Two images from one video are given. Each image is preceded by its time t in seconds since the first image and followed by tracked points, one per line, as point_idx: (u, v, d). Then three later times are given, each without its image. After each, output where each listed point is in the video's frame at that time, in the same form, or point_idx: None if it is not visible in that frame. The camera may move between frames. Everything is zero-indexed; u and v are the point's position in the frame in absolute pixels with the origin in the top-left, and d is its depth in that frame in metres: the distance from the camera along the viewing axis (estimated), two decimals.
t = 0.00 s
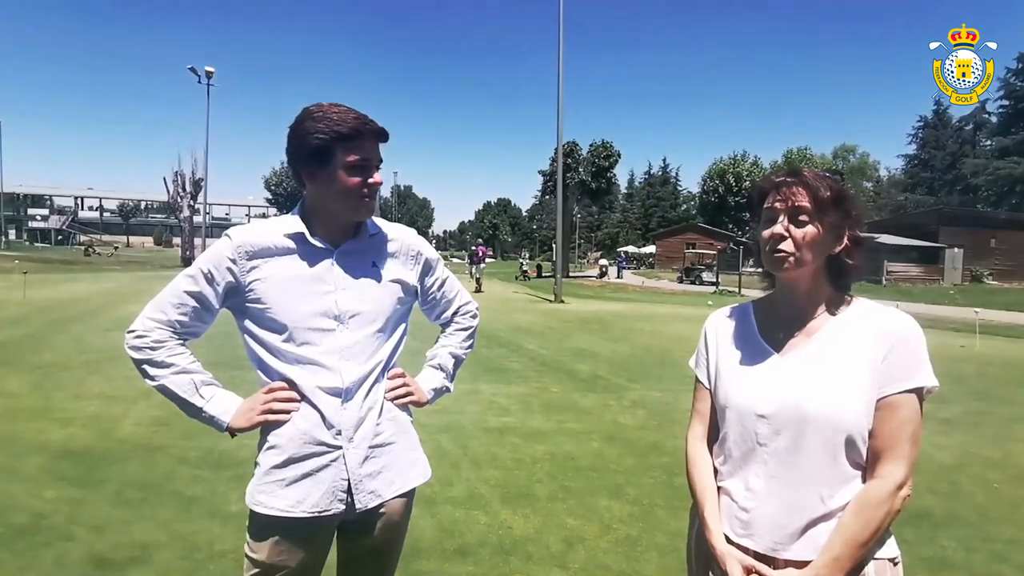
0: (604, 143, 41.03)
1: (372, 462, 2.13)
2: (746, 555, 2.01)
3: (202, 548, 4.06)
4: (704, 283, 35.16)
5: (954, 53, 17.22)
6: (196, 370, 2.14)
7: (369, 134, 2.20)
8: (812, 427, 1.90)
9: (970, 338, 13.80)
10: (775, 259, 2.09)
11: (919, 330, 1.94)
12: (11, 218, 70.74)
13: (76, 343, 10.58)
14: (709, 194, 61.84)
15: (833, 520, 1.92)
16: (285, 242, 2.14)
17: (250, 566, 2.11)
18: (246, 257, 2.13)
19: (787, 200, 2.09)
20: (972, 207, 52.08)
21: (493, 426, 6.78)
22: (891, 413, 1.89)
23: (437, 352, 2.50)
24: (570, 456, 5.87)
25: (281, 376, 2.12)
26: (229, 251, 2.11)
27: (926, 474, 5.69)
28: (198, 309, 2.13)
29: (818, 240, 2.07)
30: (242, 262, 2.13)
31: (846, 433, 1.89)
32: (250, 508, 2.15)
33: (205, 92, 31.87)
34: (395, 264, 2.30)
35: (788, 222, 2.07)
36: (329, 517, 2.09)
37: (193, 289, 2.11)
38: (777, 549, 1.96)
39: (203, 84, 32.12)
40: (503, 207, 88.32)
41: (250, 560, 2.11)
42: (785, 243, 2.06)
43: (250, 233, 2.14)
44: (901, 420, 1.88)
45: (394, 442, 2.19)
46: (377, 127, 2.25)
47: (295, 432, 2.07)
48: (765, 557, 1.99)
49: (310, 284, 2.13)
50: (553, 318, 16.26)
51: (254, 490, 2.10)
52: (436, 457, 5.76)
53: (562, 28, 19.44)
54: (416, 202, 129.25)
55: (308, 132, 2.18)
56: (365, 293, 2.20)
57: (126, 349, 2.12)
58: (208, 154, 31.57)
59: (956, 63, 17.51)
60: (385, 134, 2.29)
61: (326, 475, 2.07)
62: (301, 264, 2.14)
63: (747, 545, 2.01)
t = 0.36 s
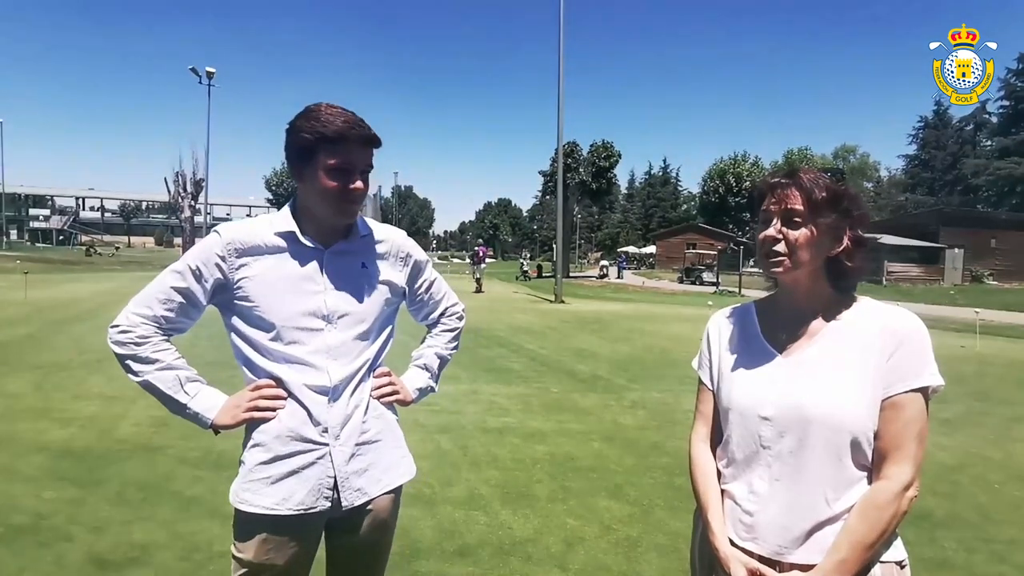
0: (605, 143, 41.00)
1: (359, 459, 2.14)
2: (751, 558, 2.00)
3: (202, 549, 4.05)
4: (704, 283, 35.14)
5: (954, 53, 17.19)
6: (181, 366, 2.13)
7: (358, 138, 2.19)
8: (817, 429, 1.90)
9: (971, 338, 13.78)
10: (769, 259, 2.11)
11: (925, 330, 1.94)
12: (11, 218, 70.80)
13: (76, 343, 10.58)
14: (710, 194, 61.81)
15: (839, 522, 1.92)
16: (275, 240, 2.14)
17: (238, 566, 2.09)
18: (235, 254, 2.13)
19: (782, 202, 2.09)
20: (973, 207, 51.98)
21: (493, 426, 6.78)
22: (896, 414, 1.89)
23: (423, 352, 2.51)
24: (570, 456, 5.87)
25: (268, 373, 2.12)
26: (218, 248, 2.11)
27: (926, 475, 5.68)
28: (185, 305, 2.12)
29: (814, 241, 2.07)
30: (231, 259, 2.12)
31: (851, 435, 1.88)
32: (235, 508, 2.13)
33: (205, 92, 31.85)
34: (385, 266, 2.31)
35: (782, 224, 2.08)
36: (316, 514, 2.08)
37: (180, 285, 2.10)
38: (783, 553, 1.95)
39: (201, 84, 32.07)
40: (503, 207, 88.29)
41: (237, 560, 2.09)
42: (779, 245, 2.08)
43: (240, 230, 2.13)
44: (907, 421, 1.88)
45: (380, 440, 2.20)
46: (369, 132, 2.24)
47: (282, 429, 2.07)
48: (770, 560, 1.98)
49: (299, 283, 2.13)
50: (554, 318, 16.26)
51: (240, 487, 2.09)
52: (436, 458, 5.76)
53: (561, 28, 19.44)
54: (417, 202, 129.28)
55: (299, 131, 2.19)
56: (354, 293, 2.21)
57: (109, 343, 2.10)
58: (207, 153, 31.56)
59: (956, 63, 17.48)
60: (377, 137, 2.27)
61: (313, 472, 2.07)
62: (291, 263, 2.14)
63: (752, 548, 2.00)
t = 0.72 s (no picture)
0: (605, 143, 40.93)
1: (308, 461, 2.09)
2: (755, 563, 1.98)
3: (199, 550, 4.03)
4: (706, 283, 35.09)
5: (955, 53, 17.16)
6: (130, 360, 2.12)
7: (329, 137, 2.19)
8: (820, 431, 1.87)
9: (974, 339, 13.73)
10: (776, 260, 2.07)
11: (930, 330, 1.91)
12: (13, 219, 70.95)
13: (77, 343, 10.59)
14: (711, 194, 61.74)
15: (843, 527, 1.89)
16: (233, 237, 2.13)
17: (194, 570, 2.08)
18: (190, 249, 2.12)
19: (787, 200, 2.07)
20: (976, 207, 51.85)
21: (493, 427, 6.77)
22: (899, 414, 1.86)
23: (384, 355, 2.47)
24: (571, 457, 5.85)
25: (218, 370, 2.10)
26: (173, 242, 2.10)
27: (929, 476, 5.65)
28: (137, 298, 2.10)
29: (820, 240, 2.04)
30: (186, 254, 2.12)
31: (855, 437, 1.86)
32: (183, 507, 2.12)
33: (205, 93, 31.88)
34: (349, 268, 2.29)
35: (788, 223, 2.05)
36: (262, 516, 2.06)
37: (133, 278, 2.08)
38: (790, 559, 1.93)
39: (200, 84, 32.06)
40: (504, 207, 88.31)
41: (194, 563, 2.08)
42: (786, 245, 2.04)
43: (198, 225, 2.13)
44: (911, 422, 1.85)
45: (333, 442, 2.15)
46: (338, 130, 2.24)
47: (228, 427, 2.05)
48: (774, 565, 1.95)
49: (256, 281, 2.11)
50: (555, 318, 16.25)
51: (184, 486, 2.08)
52: (435, 458, 5.74)
53: (561, 29, 19.46)
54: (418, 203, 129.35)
55: (266, 131, 2.16)
56: (313, 293, 2.18)
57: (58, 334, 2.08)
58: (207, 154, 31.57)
59: (956, 63, 17.45)
60: (346, 137, 2.28)
61: (259, 473, 2.04)
62: (249, 261, 2.13)
63: (756, 554, 1.98)
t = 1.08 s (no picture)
0: (606, 143, 40.90)
1: (254, 467, 2.08)
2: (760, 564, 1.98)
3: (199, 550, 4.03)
4: (707, 283, 35.12)
5: (955, 53, 17.15)
6: (80, 357, 2.11)
7: (281, 131, 2.18)
8: (821, 430, 1.87)
9: (975, 339, 13.73)
10: (791, 272, 2.01)
11: (931, 324, 1.89)
12: (14, 219, 71.09)
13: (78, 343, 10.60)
14: (712, 194, 61.71)
15: (847, 526, 1.89)
16: (186, 235, 2.13)
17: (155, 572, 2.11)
18: (143, 246, 2.12)
19: (803, 215, 1.99)
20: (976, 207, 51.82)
21: (492, 426, 6.78)
22: (901, 409, 1.85)
23: (349, 360, 2.40)
24: (570, 457, 5.85)
25: (168, 370, 2.11)
26: (126, 239, 2.11)
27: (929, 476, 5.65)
28: (90, 295, 2.11)
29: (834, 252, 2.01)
30: (139, 251, 2.12)
31: (858, 435, 1.85)
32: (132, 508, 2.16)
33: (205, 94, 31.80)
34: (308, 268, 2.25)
35: (806, 240, 1.99)
36: (203, 521, 2.06)
37: (86, 274, 2.08)
38: (796, 559, 1.93)
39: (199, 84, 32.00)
40: (504, 207, 88.25)
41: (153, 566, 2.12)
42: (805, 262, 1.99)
43: (151, 222, 2.13)
44: (914, 418, 1.84)
45: (282, 448, 2.12)
46: (292, 124, 2.23)
47: (172, 429, 2.06)
48: (778, 565, 1.96)
49: (207, 280, 2.11)
50: (556, 318, 16.26)
51: (127, 489, 2.11)
52: (434, 458, 5.75)
53: (561, 28, 19.43)
54: (419, 203, 129.38)
55: (218, 126, 2.15)
56: (268, 293, 2.16)
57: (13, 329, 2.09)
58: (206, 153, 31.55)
59: (956, 63, 17.43)
60: (301, 131, 2.26)
61: (201, 478, 2.04)
62: (203, 258, 2.13)
63: (760, 554, 1.98)
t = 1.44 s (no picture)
0: (606, 143, 40.89)
1: (226, 470, 2.08)
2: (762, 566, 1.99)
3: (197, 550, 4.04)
4: (707, 283, 35.16)
5: (954, 53, 17.14)
6: (61, 359, 2.14)
7: (244, 136, 2.14)
8: (823, 433, 1.87)
9: (974, 338, 13.76)
10: (792, 274, 2.01)
11: (933, 326, 1.88)
12: (14, 219, 71.11)
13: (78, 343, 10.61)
14: (712, 194, 61.71)
15: (852, 529, 1.89)
16: (161, 236, 2.15)
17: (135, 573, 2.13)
18: (120, 249, 2.15)
19: (801, 216, 1.98)
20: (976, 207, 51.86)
21: (491, 426, 6.78)
22: (907, 415, 1.85)
23: (333, 362, 2.36)
24: (570, 457, 5.85)
25: (144, 373, 2.14)
26: (104, 242, 2.14)
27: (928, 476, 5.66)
28: (71, 297, 2.14)
29: (834, 254, 2.00)
30: (116, 253, 2.15)
31: (861, 440, 1.85)
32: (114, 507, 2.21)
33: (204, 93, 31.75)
34: (286, 268, 2.23)
35: (804, 242, 1.98)
36: (176, 524, 2.07)
37: (67, 277, 2.12)
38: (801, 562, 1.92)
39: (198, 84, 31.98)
40: (504, 208, 88.24)
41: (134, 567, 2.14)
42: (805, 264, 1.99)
43: (128, 224, 2.15)
44: (921, 422, 1.84)
45: (256, 451, 2.12)
46: (256, 128, 2.19)
47: (145, 431, 2.08)
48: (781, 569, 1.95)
49: (181, 281, 2.13)
50: (556, 317, 16.28)
51: (103, 488, 2.15)
52: (434, 458, 5.75)
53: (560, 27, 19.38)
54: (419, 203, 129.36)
55: (184, 130, 2.15)
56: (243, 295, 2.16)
57: None
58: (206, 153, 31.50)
59: (956, 64, 17.43)
60: (268, 135, 2.22)
61: (173, 481, 2.06)
62: (176, 259, 2.15)
63: (764, 557, 1.98)
